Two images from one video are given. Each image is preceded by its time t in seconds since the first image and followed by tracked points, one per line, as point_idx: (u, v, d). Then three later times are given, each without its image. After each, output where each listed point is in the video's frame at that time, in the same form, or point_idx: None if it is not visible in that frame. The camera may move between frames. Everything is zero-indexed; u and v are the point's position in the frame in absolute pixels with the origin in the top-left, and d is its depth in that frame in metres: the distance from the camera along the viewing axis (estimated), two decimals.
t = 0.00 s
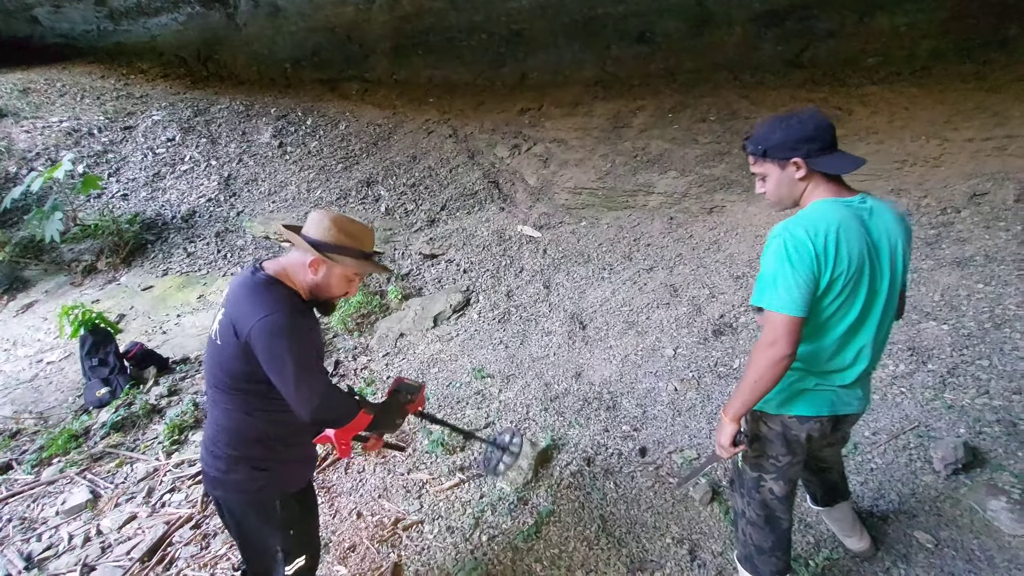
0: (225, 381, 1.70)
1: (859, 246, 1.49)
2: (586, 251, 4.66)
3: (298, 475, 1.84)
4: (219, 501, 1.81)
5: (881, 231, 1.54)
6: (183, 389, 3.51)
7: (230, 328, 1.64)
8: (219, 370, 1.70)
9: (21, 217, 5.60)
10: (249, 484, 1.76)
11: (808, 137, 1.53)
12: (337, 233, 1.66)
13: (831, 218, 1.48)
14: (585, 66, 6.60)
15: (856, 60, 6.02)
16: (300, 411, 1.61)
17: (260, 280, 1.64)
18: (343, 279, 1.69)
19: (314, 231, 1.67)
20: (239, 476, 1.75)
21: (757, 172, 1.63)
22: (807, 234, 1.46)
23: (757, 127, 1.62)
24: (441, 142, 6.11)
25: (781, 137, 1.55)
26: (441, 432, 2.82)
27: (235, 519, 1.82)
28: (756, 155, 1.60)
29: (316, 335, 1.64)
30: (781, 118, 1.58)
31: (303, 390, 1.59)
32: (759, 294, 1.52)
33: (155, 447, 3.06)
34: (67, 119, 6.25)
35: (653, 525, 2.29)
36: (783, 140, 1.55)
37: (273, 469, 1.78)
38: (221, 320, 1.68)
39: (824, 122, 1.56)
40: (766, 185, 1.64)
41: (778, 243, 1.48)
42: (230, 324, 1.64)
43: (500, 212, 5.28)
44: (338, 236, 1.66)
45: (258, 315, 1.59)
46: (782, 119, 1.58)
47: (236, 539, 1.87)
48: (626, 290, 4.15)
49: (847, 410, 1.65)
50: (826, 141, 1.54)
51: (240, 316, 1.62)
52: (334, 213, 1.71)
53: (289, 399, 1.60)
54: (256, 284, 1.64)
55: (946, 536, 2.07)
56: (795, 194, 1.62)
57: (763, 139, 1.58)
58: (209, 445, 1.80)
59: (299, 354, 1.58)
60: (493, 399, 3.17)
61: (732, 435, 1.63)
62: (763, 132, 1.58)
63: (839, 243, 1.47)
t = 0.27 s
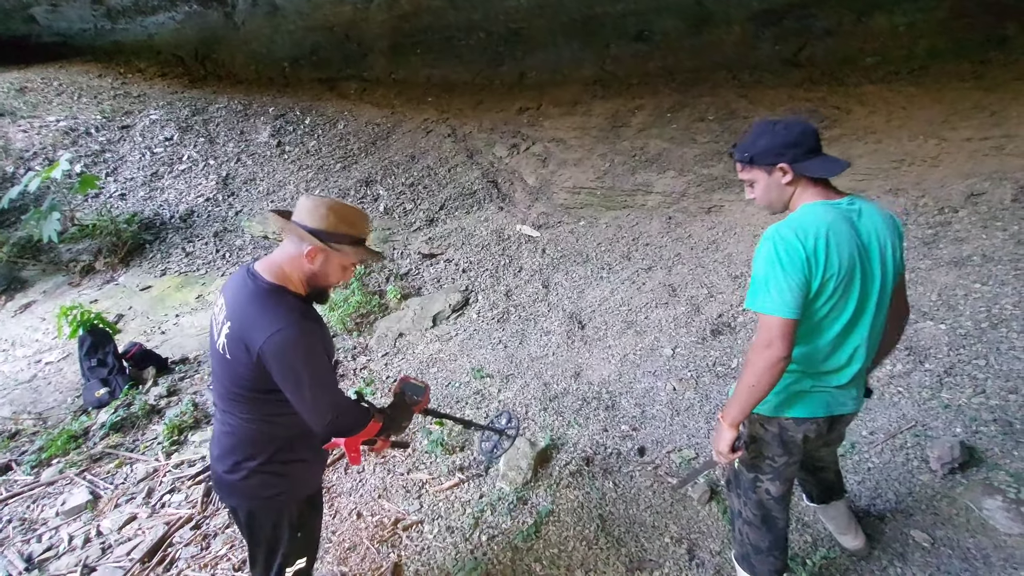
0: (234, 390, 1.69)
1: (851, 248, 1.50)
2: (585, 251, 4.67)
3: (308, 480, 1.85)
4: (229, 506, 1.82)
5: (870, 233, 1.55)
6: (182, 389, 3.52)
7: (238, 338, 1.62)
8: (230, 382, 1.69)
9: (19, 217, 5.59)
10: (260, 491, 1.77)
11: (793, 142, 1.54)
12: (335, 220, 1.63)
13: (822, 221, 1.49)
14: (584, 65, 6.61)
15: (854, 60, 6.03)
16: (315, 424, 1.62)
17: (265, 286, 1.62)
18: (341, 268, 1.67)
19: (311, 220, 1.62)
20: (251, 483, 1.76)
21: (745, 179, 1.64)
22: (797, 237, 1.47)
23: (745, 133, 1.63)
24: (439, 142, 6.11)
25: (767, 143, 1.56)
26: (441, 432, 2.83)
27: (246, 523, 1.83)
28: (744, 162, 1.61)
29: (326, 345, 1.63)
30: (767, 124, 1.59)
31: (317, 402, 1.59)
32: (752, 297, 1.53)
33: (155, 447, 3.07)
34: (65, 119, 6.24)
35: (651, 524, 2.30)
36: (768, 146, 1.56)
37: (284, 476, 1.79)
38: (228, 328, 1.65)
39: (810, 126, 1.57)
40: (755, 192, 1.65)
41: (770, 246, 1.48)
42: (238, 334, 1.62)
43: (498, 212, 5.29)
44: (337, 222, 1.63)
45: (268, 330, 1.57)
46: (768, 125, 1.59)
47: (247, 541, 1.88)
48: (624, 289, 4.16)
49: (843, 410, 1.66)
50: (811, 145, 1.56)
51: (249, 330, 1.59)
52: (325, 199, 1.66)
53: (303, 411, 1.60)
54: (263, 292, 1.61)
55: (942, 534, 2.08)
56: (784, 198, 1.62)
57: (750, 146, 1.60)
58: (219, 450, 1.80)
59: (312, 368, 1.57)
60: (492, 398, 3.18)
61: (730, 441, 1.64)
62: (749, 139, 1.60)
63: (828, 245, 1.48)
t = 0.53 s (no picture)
0: (241, 385, 1.69)
1: (826, 240, 1.52)
2: (581, 247, 4.68)
3: (309, 475, 1.85)
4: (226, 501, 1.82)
5: (846, 224, 1.56)
6: (179, 386, 3.53)
7: (242, 335, 1.62)
8: (228, 378, 1.69)
9: (14, 214, 5.58)
10: (260, 486, 1.77)
11: (762, 138, 1.57)
12: (328, 215, 1.64)
13: (794, 214, 1.52)
14: (581, 62, 6.61)
15: (850, 56, 6.04)
16: (314, 420, 1.63)
17: (263, 282, 1.62)
18: (341, 261, 1.69)
19: (306, 216, 1.64)
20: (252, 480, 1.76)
21: (726, 176, 1.70)
22: (765, 231, 1.51)
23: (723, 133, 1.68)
24: (436, 138, 6.11)
25: (738, 141, 1.60)
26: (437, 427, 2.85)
27: (242, 518, 1.83)
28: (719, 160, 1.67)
29: (325, 342, 1.64)
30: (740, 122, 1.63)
31: (315, 399, 1.60)
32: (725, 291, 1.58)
33: (151, 444, 3.08)
34: (60, 116, 6.22)
35: (645, 517, 2.32)
36: (737, 144, 1.60)
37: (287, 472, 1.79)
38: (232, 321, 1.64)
39: (781, 121, 1.59)
40: (735, 188, 1.70)
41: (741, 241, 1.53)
42: (240, 331, 1.62)
43: (495, 209, 5.30)
44: (331, 217, 1.64)
45: (266, 327, 1.57)
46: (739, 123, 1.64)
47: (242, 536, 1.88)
48: (620, 286, 4.17)
49: (827, 401, 1.67)
50: (780, 139, 1.57)
51: (247, 326, 1.59)
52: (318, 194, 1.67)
53: (301, 408, 1.61)
54: (263, 287, 1.61)
55: (932, 526, 2.10)
56: (761, 193, 1.65)
57: (724, 145, 1.65)
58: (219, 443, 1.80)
59: (310, 364, 1.58)
60: (489, 394, 3.19)
61: (714, 435, 1.66)
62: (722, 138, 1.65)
63: (797, 238, 1.50)
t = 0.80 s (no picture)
0: (236, 384, 1.69)
1: (809, 237, 1.53)
2: (578, 243, 4.68)
3: (303, 478, 1.84)
4: (223, 498, 1.83)
5: (833, 219, 1.57)
6: (175, 383, 3.53)
7: (237, 333, 1.62)
8: (227, 374, 1.69)
9: (8, 212, 5.55)
10: (254, 486, 1.77)
11: (752, 132, 1.58)
12: (306, 212, 1.61)
13: (776, 212, 1.53)
14: (577, 57, 6.60)
15: (845, 51, 6.05)
16: (304, 421, 1.62)
17: (256, 279, 1.61)
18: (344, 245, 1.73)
19: (285, 217, 1.61)
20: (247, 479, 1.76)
21: (716, 172, 1.69)
22: (750, 229, 1.52)
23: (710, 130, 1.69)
24: (432, 135, 6.10)
25: (728, 136, 1.61)
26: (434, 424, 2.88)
27: (238, 516, 1.83)
28: (709, 156, 1.67)
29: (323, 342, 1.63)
30: (730, 118, 1.64)
31: (306, 399, 1.59)
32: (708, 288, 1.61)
33: (147, 442, 3.08)
34: (53, 113, 6.18)
35: (641, 512, 2.33)
36: (728, 138, 1.61)
37: (280, 473, 1.78)
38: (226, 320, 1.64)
39: (771, 117, 1.61)
40: (725, 184, 1.69)
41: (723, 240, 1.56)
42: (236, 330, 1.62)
43: (491, 205, 5.30)
44: (310, 215, 1.61)
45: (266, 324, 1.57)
46: (728, 120, 1.65)
47: (239, 533, 1.89)
48: (617, 282, 4.18)
49: (821, 397, 1.68)
50: (770, 134, 1.59)
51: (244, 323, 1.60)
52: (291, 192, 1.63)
53: (292, 408, 1.60)
54: (256, 285, 1.61)
55: (925, 519, 2.12)
56: (752, 188, 1.65)
57: (714, 140, 1.65)
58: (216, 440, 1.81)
59: (303, 363, 1.57)
60: (486, 390, 3.19)
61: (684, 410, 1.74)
62: (713, 133, 1.65)
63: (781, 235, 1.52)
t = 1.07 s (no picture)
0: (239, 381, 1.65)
1: (820, 230, 1.53)
2: (576, 239, 4.68)
3: (310, 474, 1.80)
4: (230, 496, 1.78)
5: (841, 214, 1.57)
6: (171, 381, 3.54)
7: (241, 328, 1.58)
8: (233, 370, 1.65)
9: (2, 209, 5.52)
10: (260, 484, 1.72)
11: (762, 126, 1.56)
12: (296, 205, 1.60)
13: (785, 207, 1.53)
14: (575, 53, 6.59)
15: (843, 47, 6.04)
16: (308, 415, 1.59)
17: (261, 271, 1.59)
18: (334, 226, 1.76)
19: (277, 213, 1.58)
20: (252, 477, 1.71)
21: (718, 163, 1.66)
22: (758, 226, 1.52)
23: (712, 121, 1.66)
24: (430, 131, 6.09)
25: (738, 128, 1.58)
26: (432, 421, 2.90)
27: (245, 513, 1.79)
28: (713, 147, 1.64)
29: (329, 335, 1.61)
30: (735, 110, 1.62)
31: (313, 394, 1.57)
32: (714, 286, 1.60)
33: (144, 439, 3.08)
34: (47, 109, 6.14)
35: (640, 507, 2.33)
36: (738, 131, 1.58)
37: (286, 471, 1.73)
38: (229, 314, 1.61)
39: (779, 111, 1.60)
40: (726, 177, 1.67)
41: (730, 236, 1.55)
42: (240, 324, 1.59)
43: (489, 201, 5.29)
44: (301, 207, 1.59)
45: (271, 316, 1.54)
46: (733, 111, 1.62)
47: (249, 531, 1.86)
48: (615, 278, 4.18)
49: (826, 393, 1.69)
50: (779, 129, 1.58)
51: (252, 317, 1.56)
52: (277, 186, 1.59)
53: (294, 404, 1.57)
54: (262, 278, 1.58)
55: (923, 513, 2.13)
56: (755, 182, 1.64)
57: (719, 131, 1.62)
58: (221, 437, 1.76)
59: (311, 356, 1.55)
60: (484, 386, 3.19)
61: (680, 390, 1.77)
62: (719, 125, 1.62)
63: (790, 232, 1.52)
